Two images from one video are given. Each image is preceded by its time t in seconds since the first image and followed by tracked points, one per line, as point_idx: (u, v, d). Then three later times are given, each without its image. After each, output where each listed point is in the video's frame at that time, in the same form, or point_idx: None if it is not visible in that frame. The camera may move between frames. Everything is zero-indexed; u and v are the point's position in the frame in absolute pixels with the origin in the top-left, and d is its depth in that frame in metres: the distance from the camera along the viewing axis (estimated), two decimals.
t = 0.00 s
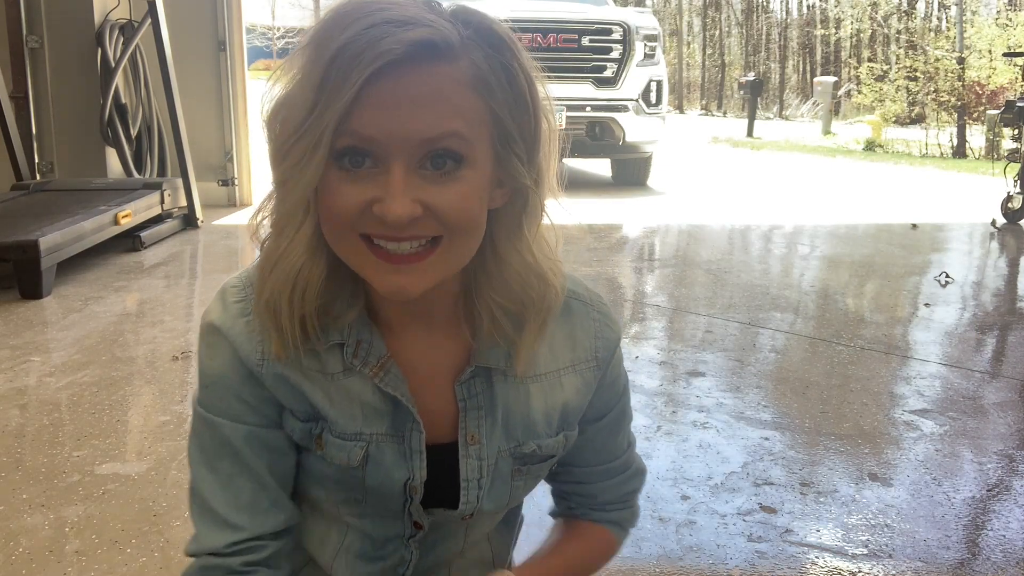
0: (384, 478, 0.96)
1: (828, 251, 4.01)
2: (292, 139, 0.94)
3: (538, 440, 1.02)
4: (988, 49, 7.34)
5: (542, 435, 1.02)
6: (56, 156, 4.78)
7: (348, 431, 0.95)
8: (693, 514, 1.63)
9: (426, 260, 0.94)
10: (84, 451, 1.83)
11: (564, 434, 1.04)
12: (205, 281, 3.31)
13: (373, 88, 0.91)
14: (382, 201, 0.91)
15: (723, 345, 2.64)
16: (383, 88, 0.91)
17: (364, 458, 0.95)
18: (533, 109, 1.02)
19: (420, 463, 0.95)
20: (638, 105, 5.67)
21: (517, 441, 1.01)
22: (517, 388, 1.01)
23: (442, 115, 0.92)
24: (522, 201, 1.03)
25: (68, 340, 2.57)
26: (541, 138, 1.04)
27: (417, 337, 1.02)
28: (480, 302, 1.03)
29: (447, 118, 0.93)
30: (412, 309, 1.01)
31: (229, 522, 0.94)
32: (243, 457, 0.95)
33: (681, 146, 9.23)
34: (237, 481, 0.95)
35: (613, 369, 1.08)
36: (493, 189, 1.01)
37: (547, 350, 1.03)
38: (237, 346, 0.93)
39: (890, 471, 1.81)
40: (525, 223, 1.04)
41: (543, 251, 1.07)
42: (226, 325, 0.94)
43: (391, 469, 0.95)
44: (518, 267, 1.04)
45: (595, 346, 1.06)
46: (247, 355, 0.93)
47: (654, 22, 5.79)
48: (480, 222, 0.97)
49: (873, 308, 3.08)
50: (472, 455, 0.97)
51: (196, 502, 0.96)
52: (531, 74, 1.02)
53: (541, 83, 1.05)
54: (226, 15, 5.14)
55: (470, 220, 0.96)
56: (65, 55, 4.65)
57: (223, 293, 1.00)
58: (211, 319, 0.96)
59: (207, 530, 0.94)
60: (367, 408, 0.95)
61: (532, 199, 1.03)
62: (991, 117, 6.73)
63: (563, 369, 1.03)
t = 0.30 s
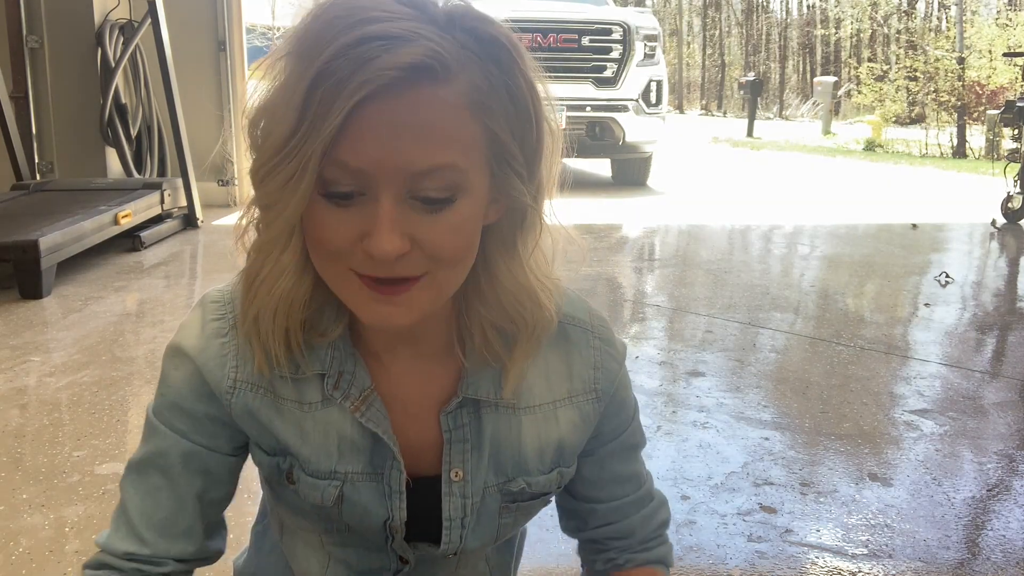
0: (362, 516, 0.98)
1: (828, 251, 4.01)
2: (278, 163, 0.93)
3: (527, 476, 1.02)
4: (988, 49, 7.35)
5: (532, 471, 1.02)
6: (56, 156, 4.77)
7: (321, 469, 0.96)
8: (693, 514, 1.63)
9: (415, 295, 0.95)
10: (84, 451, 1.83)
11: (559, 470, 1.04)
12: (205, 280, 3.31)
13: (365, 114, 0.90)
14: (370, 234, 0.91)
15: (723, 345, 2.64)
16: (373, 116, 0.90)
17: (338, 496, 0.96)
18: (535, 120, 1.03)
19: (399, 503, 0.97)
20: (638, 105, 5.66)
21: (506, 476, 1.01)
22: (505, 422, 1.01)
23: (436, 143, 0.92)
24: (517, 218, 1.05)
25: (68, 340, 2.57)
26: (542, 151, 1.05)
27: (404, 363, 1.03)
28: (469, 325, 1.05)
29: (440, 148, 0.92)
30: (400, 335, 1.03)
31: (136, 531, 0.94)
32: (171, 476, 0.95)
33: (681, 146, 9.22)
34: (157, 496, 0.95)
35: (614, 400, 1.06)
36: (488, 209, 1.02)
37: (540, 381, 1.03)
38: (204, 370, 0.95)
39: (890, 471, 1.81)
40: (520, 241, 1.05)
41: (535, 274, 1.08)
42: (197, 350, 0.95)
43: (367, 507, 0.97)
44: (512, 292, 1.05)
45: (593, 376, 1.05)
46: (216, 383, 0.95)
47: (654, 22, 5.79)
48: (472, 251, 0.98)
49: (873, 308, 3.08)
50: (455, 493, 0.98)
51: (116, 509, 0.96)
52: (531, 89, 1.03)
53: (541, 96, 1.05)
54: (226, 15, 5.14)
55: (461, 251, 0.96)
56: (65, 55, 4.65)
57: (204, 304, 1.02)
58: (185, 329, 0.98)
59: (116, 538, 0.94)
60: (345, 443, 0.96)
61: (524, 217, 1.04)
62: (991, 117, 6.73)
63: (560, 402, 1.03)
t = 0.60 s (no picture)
0: (360, 523, 0.99)
1: (828, 251, 4.01)
2: (269, 180, 0.94)
3: (517, 483, 1.02)
4: (988, 49, 7.32)
5: (522, 477, 1.02)
6: (56, 156, 4.77)
7: (319, 479, 0.97)
8: (692, 514, 1.63)
9: (407, 313, 0.95)
10: (84, 451, 1.83)
11: (551, 476, 1.04)
12: (205, 281, 3.30)
13: (356, 131, 0.90)
14: (362, 254, 0.91)
15: (723, 345, 2.64)
16: (363, 133, 0.90)
17: (337, 505, 0.97)
18: (529, 125, 1.04)
19: (398, 510, 0.98)
20: (638, 105, 5.67)
21: (496, 483, 1.02)
22: (495, 427, 1.01)
23: (428, 161, 0.91)
24: (512, 225, 1.05)
25: (68, 340, 2.57)
26: (535, 157, 1.06)
27: (399, 368, 1.04)
28: (462, 331, 1.05)
29: (433, 164, 0.92)
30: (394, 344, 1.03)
31: (127, 539, 0.91)
32: (175, 474, 0.95)
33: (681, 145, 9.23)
34: (154, 497, 0.94)
35: (606, 403, 1.06)
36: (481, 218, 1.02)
37: (530, 386, 1.04)
38: (201, 374, 0.96)
39: (890, 471, 1.81)
40: (513, 246, 1.06)
41: (529, 279, 1.08)
42: (195, 355, 0.97)
43: (367, 514, 0.98)
44: (505, 293, 1.05)
45: (584, 378, 1.05)
46: (212, 390, 0.96)
47: (654, 22, 5.79)
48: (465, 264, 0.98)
49: (873, 308, 3.08)
50: (442, 500, 0.99)
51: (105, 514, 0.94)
52: (525, 97, 1.03)
53: (535, 104, 1.06)
54: (226, 15, 5.15)
55: (454, 267, 0.96)
56: (65, 55, 4.65)
57: (197, 309, 1.03)
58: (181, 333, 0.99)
59: (102, 549, 0.91)
60: (343, 449, 0.97)
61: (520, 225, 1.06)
62: (991, 117, 6.73)
63: (551, 406, 1.03)
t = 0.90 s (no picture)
0: (352, 539, 1.03)
1: (828, 251, 4.01)
2: (260, 187, 0.98)
3: (496, 497, 1.08)
4: (988, 48, 7.31)
5: (501, 491, 1.07)
6: (56, 156, 4.77)
7: (312, 497, 1.03)
8: (692, 514, 1.63)
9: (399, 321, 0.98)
10: (84, 451, 1.83)
11: (529, 485, 1.09)
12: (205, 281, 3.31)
13: (346, 137, 0.94)
14: (354, 261, 0.95)
15: (723, 345, 2.64)
16: (355, 139, 0.94)
17: (329, 522, 1.03)
18: (518, 134, 1.11)
19: (389, 525, 1.03)
20: (638, 105, 5.67)
21: (476, 496, 1.07)
22: (478, 439, 1.06)
23: (418, 166, 0.96)
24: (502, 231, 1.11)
25: (68, 340, 2.57)
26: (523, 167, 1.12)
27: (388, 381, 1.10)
28: (452, 340, 1.11)
29: (424, 171, 0.96)
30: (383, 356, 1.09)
31: (167, 553, 0.96)
32: (199, 483, 1.00)
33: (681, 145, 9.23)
34: (184, 507, 0.99)
35: (592, 411, 1.10)
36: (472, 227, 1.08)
37: (516, 398, 1.08)
38: (199, 388, 1.02)
39: (890, 471, 1.81)
40: (504, 254, 1.12)
41: (522, 289, 1.14)
42: (193, 366, 1.03)
43: (359, 530, 1.03)
44: (494, 306, 1.11)
45: (569, 391, 1.09)
46: (211, 404, 1.01)
47: (654, 22, 5.79)
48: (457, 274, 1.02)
49: (873, 308, 3.08)
50: (419, 511, 1.04)
51: (133, 527, 0.99)
52: (512, 107, 1.09)
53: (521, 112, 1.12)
54: (226, 15, 5.14)
55: (446, 274, 1.00)
56: (66, 54, 4.65)
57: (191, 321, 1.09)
58: (178, 348, 1.05)
59: (142, 558, 0.96)
60: (337, 463, 1.02)
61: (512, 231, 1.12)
62: (991, 117, 6.73)
63: (535, 418, 1.08)
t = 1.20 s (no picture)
0: (343, 565, 1.12)
1: (829, 251, 4.01)
2: (243, 177, 1.05)
3: (487, 525, 1.15)
4: (988, 49, 7.33)
5: (492, 518, 1.15)
6: (56, 156, 4.76)
7: (302, 526, 1.10)
8: (693, 514, 1.63)
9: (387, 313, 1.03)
10: (84, 451, 1.83)
11: (520, 509, 1.16)
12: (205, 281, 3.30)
13: (331, 124, 1.01)
14: (340, 251, 1.00)
15: (723, 345, 2.64)
16: (341, 118, 1.01)
17: (321, 550, 1.11)
18: (508, 140, 1.18)
19: (380, 553, 1.12)
20: (638, 105, 5.66)
21: (466, 523, 1.15)
22: (470, 464, 1.14)
23: (401, 151, 1.02)
24: (496, 242, 1.18)
25: (68, 340, 2.57)
26: (515, 177, 1.19)
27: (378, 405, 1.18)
28: (448, 363, 1.17)
29: (410, 151, 1.03)
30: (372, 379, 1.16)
31: None
32: (195, 509, 1.07)
33: (681, 145, 9.22)
34: (184, 533, 1.06)
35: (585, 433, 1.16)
36: (467, 233, 1.15)
37: (513, 425, 1.15)
38: (189, 417, 1.08)
39: (890, 471, 1.81)
40: (500, 271, 1.19)
41: (515, 308, 1.19)
42: (181, 394, 1.09)
43: (348, 557, 1.12)
44: (492, 330, 1.17)
45: (563, 418, 1.15)
46: (200, 433, 1.08)
47: (654, 22, 5.78)
48: (448, 269, 1.07)
49: (873, 309, 3.08)
50: (409, 538, 1.12)
51: (134, 554, 1.05)
52: (500, 111, 1.17)
53: (511, 116, 1.19)
54: (226, 15, 5.14)
55: (437, 268, 1.05)
56: (66, 54, 4.65)
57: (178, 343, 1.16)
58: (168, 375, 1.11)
59: None
60: (329, 490, 1.09)
61: (506, 241, 1.18)
62: (991, 117, 6.74)
63: (528, 442, 1.14)
